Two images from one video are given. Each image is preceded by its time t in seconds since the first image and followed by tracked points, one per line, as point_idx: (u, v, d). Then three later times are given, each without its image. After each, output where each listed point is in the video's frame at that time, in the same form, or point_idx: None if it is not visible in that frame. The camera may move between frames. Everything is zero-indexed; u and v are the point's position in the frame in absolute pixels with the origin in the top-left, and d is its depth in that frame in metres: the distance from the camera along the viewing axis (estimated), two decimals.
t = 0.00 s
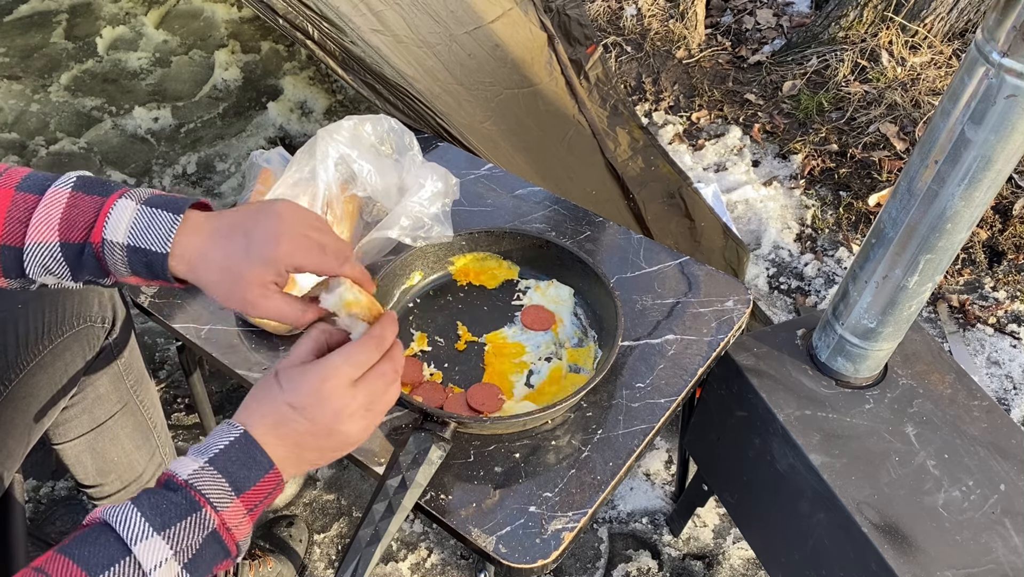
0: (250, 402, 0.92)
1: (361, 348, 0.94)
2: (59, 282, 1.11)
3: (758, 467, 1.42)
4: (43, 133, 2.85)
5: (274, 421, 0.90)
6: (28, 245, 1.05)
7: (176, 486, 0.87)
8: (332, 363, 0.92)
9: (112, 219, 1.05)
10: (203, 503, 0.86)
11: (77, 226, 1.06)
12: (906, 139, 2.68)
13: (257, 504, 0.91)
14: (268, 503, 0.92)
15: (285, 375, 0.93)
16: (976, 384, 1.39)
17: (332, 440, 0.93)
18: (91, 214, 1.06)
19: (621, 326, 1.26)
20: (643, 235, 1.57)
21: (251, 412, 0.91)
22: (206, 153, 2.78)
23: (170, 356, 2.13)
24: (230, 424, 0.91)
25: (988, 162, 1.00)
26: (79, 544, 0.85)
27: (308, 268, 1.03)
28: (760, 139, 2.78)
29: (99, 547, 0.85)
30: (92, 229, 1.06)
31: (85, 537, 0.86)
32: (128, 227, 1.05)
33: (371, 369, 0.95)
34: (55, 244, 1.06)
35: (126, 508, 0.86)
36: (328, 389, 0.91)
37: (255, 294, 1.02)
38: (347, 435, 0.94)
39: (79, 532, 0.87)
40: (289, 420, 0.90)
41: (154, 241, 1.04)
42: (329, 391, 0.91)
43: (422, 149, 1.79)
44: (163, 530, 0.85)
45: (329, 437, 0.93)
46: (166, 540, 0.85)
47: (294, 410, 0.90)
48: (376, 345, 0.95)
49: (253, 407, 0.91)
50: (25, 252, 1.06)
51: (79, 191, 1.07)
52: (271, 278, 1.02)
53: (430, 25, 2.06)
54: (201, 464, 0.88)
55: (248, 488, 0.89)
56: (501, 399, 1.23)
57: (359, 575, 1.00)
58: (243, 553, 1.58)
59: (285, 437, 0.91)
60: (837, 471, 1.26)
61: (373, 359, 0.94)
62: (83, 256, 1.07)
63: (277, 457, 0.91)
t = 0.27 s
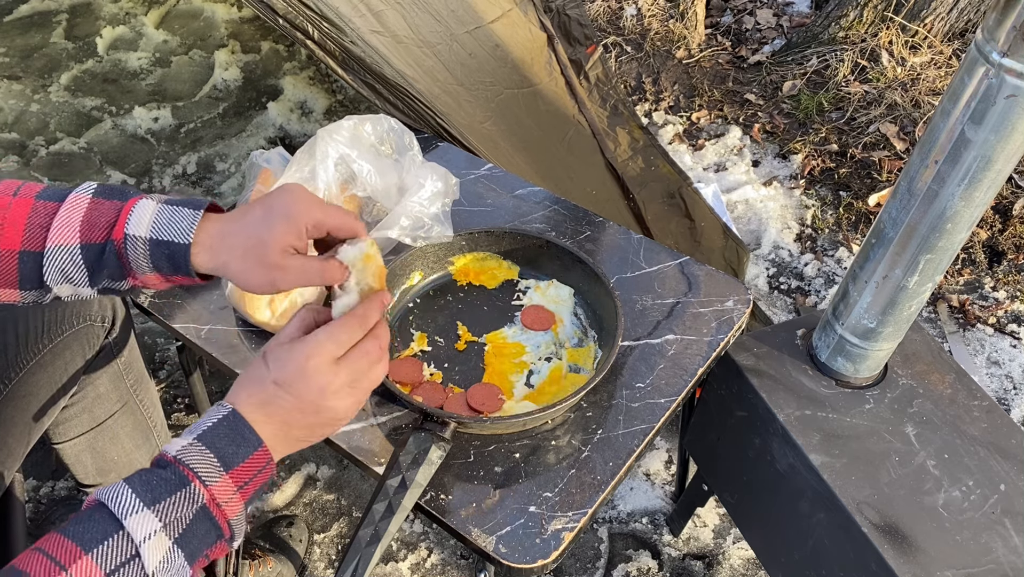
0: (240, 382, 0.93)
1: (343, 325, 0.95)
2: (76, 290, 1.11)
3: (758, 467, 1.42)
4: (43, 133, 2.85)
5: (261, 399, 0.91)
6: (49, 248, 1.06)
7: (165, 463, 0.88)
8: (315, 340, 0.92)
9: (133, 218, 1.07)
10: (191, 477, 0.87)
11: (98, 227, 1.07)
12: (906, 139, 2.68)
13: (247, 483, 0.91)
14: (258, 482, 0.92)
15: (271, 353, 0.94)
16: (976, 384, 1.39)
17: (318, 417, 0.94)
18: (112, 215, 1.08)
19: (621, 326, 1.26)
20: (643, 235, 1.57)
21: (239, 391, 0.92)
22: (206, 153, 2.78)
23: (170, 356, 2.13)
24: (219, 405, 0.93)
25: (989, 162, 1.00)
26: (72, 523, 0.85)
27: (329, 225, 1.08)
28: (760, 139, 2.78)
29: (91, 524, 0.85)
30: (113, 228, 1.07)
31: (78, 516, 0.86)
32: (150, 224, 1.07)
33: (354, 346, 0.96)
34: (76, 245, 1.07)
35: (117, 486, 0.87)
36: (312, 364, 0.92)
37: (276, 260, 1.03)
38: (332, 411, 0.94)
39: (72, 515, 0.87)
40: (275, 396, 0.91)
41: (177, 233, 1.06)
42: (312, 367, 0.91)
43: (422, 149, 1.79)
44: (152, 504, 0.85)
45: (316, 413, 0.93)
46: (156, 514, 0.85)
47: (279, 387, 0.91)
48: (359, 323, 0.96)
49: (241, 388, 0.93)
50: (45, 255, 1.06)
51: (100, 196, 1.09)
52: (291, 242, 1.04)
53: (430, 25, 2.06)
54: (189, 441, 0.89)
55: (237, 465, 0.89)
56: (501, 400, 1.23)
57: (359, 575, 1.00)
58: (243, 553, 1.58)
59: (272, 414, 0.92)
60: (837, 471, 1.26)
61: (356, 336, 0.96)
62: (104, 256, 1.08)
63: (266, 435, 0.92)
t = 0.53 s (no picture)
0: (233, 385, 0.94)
1: (324, 308, 0.98)
2: (89, 290, 1.10)
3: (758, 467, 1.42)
4: (43, 133, 2.85)
5: (254, 394, 0.91)
6: (63, 243, 1.06)
7: (163, 461, 0.88)
8: (299, 328, 0.94)
9: (149, 208, 1.08)
10: (188, 474, 0.87)
11: (113, 220, 1.08)
12: (906, 139, 2.68)
13: (246, 482, 0.91)
14: (258, 481, 0.92)
15: (261, 351, 0.95)
16: (976, 384, 1.39)
17: (315, 406, 0.93)
18: (125, 210, 1.08)
19: (621, 326, 1.26)
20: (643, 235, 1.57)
21: (233, 392, 0.93)
22: (206, 153, 2.78)
23: (170, 356, 2.13)
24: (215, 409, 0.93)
25: (989, 162, 1.00)
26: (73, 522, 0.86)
27: (344, 198, 1.14)
28: (760, 139, 2.78)
29: (91, 523, 0.86)
30: (127, 219, 1.07)
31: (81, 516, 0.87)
32: (165, 211, 1.08)
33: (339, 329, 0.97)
34: (90, 240, 1.07)
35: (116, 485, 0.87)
36: (299, 350, 0.93)
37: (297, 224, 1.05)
38: (328, 399, 0.94)
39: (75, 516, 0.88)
40: (268, 390, 0.91)
41: (194, 216, 1.08)
42: (299, 352, 0.92)
43: (422, 148, 1.79)
44: (149, 502, 0.85)
45: (312, 403, 0.93)
46: (153, 511, 0.85)
47: (270, 378, 0.91)
48: (339, 305, 0.99)
49: (234, 389, 0.93)
50: (59, 252, 1.06)
51: (114, 196, 1.10)
52: (307, 211, 1.08)
53: (430, 25, 2.06)
54: (186, 439, 0.89)
55: (233, 462, 0.89)
56: (501, 399, 1.23)
57: (359, 575, 1.00)
58: (243, 553, 1.58)
59: (268, 410, 0.92)
60: (836, 471, 1.26)
61: (339, 315, 0.98)
62: (118, 248, 1.07)
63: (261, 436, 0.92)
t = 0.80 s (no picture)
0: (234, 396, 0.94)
1: (323, 319, 0.97)
2: (64, 282, 1.11)
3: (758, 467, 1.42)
4: (43, 133, 2.85)
5: (255, 407, 0.91)
6: (35, 235, 1.06)
7: (162, 475, 0.88)
8: (299, 341, 0.93)
9: (120, 198, 1.08)
10: (186, 489, 0.87)
11: (86, 211, 1.08)
12: (906, 139, 2.68)
13: (245, 496, 0.91)
14: (257, 496, 0.92)
15: (262, 363, 0.95)
16: (976, 384, 1.39)
17: (318, 419, 0.93)
18: (98, 200, 1.09)
19: (621, 326, 1.26)
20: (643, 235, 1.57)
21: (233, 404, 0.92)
22: (206, 153, 2.78)
23: (170, 356, 2.13)
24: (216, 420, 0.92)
25: (988, 162, 1.00)
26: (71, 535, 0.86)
27: (323, 197, 1.16)
28: (760, 139, 2.78)
29: (88, 536, 0.86)
30: (99, 210, 1.08)
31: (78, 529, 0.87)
32: (137, 201, 1.08)
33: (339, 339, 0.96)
34: (62, 231, 1.07)
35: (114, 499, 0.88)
36: (300, 363, 0.92)
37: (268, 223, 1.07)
38: (331, 411, 0.93)
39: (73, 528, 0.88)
40: (269, 403, 0.91)
41: (167, 207, 1.08)
42: (300, 366, 0.91)
43: (422, 149, 1.79)
44: (147, 517, 0.85)
45: (314, 416, 0.92)
46: (150, 526, 0.85)
47: (271, 392, 0.91)
48: (339, 315, 0.98)
49: (235, 400, 0.93)
50: (33, 243, 1.06)
51: (87, 186, 1.11)
52: (284, 210, 1.11)
53: (429, 26, 2.06)
54: (185, 453, 0.89)
55: (232, 477, 0.89)
56: (501, 399, 1.23)
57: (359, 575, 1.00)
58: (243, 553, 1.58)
59: (269, 423, 0.91)
60: (836, 471, 1.26)
61: (338, 325, 0.97)
62: (91, 238, 1.08)
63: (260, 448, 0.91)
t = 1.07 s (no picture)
0: (219, 389, 0.94)
1: (304, 308, 0.97)
2: (38, 276, 1.11)
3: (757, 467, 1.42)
4: (43, 133, 2.85)
5: (243, 399, 0.92)
6: (9, 227, 1.06)
7: (150, 466, 0.88)
8: (283, 332, 0.94)
9: (94, 187, 1.10)
10: (174, 480, 0.87)
11: (59, 202, 1.09)
12: (906, 139, 2.69)
13: (235, 485, 0.90)
14: (248, 483, 0.91)
15: (246, 355, 0.95)
16: (975, 384, 1.39)
17: (307, 407, 0.94)
18: (71, 193, 1.10)
19: (621, 326, 1.26)
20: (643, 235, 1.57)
21: (219, 397, 0.92)
22: (206, 153, 2.78)
23: (170, 356, 2.13)
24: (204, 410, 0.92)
25: (988, 162, 1.00)
26: (58, 527, 0.86)
27: (297, 176, 1.18)
28: (760, 139, 2.78)
29: (76, 528, 0.86)
30: (73, 200, 1.09)
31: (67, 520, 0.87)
32: (111, 190, 1.10)
33: (320, 327, 0.97)
34: (36, 222, 1.07)
35: (102, 489, 0.87)
36: (285, 355, 0.93)
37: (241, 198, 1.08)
38: (320, 398, 0.95)
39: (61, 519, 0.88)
40: (258, 395, 0.91)
41: (141, 194, 1.10)
42: (285, 357, 0.92)
43: (422, 148, 1.79)
44: (135, 509, 0.85)
45: (304, 405, 0.93)
46: (139, 518, 0.85)
47: (259, 383, 0.91)
48: (318, 301, 0.99)
49: (221, 391, 0.93)
50: (6, 235, 1.06)
51: (60, 180, 1.12)
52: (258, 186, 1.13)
53: (429, 27, 2.06)
54: (173, 444, 0.88)
55: (221, 467, 0.89)
56: (501, 399, 1.23)
57: (359, 574, 1.00)
58: (242, 553, 1.58)
59: (258, 414, 0.92)
60: (836, 471, 1.26)
61: (320, 313, 0.98)
62: (65, 230, 1.09)
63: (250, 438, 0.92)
